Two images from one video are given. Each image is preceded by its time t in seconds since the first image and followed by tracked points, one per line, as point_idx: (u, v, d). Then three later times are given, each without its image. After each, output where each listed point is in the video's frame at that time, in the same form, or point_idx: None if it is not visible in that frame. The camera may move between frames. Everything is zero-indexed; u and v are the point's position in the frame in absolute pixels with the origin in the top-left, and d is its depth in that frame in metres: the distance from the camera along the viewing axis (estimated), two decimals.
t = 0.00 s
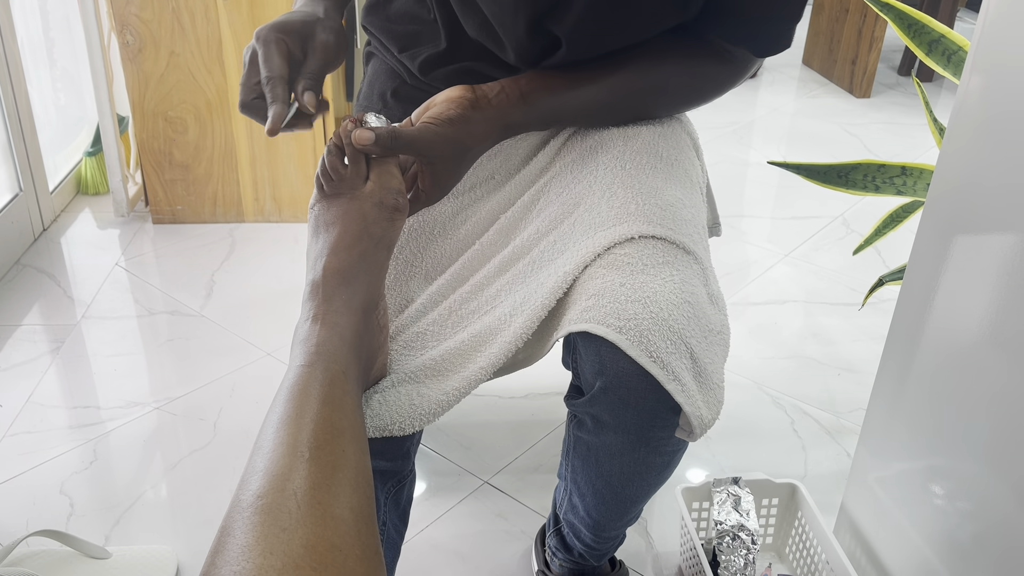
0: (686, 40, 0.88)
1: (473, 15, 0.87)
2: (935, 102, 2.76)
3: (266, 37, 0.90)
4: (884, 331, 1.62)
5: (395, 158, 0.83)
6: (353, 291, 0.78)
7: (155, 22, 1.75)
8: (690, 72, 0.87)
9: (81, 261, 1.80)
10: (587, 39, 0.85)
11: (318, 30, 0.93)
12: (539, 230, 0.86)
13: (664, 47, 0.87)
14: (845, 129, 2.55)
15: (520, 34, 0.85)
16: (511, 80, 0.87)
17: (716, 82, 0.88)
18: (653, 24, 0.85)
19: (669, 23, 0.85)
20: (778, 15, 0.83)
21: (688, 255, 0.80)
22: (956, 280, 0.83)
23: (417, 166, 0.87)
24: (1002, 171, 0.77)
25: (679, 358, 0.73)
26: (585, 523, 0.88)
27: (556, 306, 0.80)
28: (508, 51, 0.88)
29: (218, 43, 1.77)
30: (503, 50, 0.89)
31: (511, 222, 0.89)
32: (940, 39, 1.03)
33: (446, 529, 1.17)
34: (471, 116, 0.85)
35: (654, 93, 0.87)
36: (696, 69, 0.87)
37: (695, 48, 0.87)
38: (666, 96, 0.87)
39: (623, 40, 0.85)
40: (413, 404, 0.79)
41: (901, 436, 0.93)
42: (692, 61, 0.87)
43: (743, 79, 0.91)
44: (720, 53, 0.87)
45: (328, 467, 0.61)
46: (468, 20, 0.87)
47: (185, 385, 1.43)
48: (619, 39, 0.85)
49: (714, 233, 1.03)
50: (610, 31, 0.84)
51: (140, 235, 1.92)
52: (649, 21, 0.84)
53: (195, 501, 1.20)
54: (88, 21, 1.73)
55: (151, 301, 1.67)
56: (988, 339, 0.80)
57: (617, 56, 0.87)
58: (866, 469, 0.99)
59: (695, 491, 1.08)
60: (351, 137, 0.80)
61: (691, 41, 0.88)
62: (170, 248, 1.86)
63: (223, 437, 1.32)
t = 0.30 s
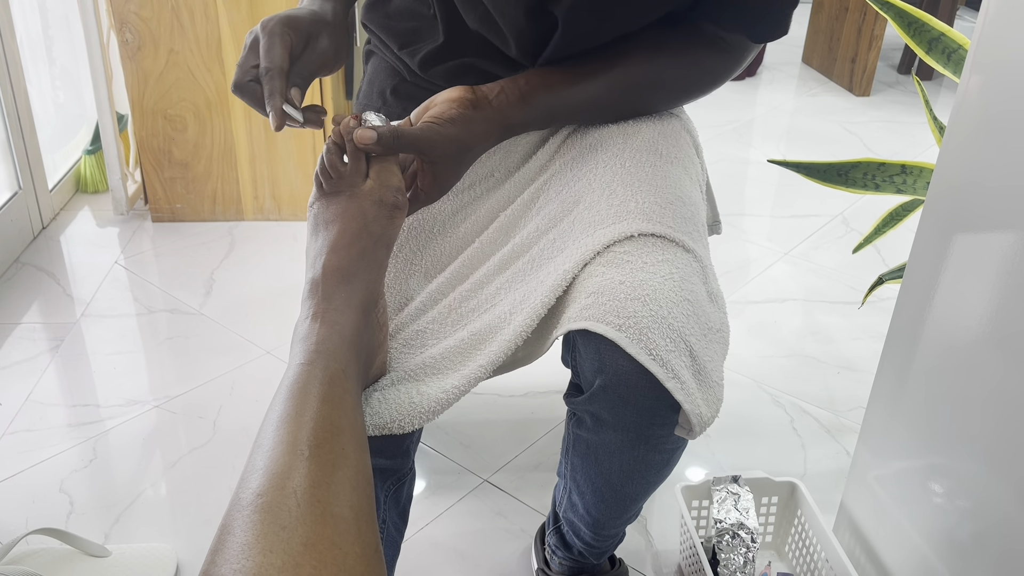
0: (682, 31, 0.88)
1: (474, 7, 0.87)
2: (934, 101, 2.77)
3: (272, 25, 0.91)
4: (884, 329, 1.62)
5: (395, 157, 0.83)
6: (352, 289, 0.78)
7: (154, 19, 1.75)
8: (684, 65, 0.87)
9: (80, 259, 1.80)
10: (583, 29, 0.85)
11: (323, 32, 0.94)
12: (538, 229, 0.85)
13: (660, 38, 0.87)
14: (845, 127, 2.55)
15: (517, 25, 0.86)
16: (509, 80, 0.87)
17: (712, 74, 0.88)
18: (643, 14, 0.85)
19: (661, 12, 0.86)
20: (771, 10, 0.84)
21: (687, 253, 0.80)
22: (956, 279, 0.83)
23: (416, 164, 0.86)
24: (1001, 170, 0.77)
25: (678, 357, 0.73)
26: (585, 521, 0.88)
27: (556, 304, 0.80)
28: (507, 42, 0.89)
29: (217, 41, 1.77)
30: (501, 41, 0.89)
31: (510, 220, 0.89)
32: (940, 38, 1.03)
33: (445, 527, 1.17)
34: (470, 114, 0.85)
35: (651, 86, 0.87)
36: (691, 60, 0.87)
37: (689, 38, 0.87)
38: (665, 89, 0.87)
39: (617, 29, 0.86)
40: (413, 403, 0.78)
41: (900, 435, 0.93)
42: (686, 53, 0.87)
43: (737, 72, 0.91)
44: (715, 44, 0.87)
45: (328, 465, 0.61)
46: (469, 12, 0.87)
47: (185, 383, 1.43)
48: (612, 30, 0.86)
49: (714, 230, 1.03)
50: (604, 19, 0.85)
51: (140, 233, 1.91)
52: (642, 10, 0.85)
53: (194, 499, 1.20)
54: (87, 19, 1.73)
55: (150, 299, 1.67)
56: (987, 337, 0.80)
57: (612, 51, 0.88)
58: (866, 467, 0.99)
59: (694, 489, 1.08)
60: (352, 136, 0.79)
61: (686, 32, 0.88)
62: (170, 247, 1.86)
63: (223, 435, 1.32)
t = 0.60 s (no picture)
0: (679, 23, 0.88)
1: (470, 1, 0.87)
2: (934, 100, 2.77)
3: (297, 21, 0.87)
4: (883, 328, 1.62)
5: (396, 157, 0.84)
6: (353, 286, 0.78)
7: (153, 17, 1.74)
8: (682, 57, 0.87)
9: (80, 258, 1.80)
10: (578, 24, 0.87)
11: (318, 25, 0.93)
12: (538, 227, 0.85)
13: (658, 33, 0.88)
14: (844, 126, 2.55)
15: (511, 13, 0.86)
16: (508, 79, 0.87)
17: (713, 64, 0.88)
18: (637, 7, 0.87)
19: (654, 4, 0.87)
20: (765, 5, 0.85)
21: (688, 250, 0.80)
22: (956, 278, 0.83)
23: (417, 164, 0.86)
24: (999, 170, 0.77)
25: (679, 354, 0.73)
26: (585, 519, 0.89)
27: (556, 302, 0.80)
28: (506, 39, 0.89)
29: (217, 39, 1.77)
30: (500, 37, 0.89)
31: (510, 218, 0.89)
32: (940, 36, 1.03)
33: (445, 526, 1.17)
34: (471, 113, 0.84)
35: (652, 80, 0.87)
36: (689, 50, 0.87)
37: (687, 28, 0.88)
38: (664, 85, 0.87)
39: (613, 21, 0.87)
40: (412, 400, 0.78)
41: (899, 433, 0.93)
42: (684, 43, 0.87)
43: (737, 62, 0.91)
44: (712, 35, 0.88)
45: (328, 464, 0.61)
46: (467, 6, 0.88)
47: (184, 381, 1.43)
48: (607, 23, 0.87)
49: (714, 228, 1.03)
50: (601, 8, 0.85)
51: (139, 232, 1.91)
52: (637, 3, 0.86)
53: (194, 498, 1.20)
54: (86, 18, 1.73)
55: (150, 298, 1.67)
56: (986, 336, 0.80)
57: (610, 48, 0.88)
58: (865, 466, 0.99)
59: (694, 488, 1.08)
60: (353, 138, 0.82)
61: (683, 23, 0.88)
62: (169, 245, 1.86)
63: (223, 433, 1.32)
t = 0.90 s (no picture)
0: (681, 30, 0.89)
1: None
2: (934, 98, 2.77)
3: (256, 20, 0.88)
4: (883, 326, 1.62)
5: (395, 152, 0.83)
6: (354, 283, 0.78)
7: (153, 16, 1.74)
8: (686, 64, 0.88)
9: (80, 256, 1.80)
10: (577, 27, 0.87)
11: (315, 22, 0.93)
12: (541, 224, 0.85)
13: (660, 39, 0.88)
14: (844, 124, 2.55)
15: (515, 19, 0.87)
16: (513, 92, 0.88)
17: (715, 70, 0.89)
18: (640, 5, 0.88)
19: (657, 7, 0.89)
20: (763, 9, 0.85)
21: (691, 249, 0.80)
22: (956, 276, 0.83)
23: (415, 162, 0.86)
24: (999, 169, 0.77)
25: (684, 352, 0.73)
26: (586, 517, 0.89)
27: (560, 301, 0.80)
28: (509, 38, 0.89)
29: (217, 37, 1.77)
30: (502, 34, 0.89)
31: (512, 216, 0.89)
32: (940, 35, 1.03)
33: (445, 525, 1.17)
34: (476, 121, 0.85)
35: (655, 89, 0.87)
36: (692, 56, 0.88)
37: (689, 35, 0.88)
38: (669, 93, 0.88)
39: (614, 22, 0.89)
40: (413, 397, 0.78)
41: (899, 432, 0.93)
42: (688, 50, 0.88)
43: (738, 68, 0.92)
44: (715, 38, 0.89)
45: (330, 462, 0.61)
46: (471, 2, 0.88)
47: (184, 380, 1.43)
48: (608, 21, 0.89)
49: (716, 227, 1.03)
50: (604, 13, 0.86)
51: (139, 230, 1.91)
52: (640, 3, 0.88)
53: (194, 496, 1.20)
54: (86, 16, 1.73)
55: (149, 296, 1.67)
56: (986, 334, 0.80)
57: (613, 56, 0.88)
58: (864, 464, 0.99)
59: (694, 486, 1.08)
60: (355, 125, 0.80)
61: (686, 30, 0.89)
62: (169, 244, 1.86)
63: (222, 432, 1.32)
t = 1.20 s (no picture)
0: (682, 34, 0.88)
1: None
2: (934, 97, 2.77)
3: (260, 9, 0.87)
4: (883, 325, 1.62)
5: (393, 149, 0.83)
6: (353, 281, 0.78)
7: (152, 14, 1.74)
8: (686, 67, 0.87)
9: (80, 255, 1.80)
10: (577, 27, 0.87)
11: (324, 27, 0.92)
12: (540, 224, 0.85)
13: (659, 43, 0.88)
14: (844, 123, 2.55)
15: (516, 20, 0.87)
16: (508, 83, 0.88)
17: (711, 78, 0.88)
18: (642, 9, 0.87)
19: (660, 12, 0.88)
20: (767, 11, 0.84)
21: (691, 248, 0.80)
22: (955, 274, 0.83)
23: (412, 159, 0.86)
24: (999, 169, 0.77)
25: (683, 351, 0.73)
26: (586, 516, 0.89)
27: (559, 300, 0.80)
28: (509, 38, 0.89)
29: (216, 35, 1.77)
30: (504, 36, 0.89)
31: (513, 215, 0.89)
32: (940, 33, 1.03)
33: (445, 523, 1.17)
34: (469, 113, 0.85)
35: (652, 91, 0.87)
36: (692, 60, 0.87)
37: (688, 42, 0.87)
38: (667, 94, 0.87)
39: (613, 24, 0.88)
40: (413, 396, 0.78)
41: (899, 431, 0.93)
42: (687, 53, 0.87)
43: (737, 76, 0.90)
44: (713, 47, 0.87)
45: (330, 460, 0.61)
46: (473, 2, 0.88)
47: (185, 378, 1.43)
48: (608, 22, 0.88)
49: (716, 226, 1.03)
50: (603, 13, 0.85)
51: (139, 229, 1.91)
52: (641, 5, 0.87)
53: (194, 495, 1.20)
54: (86, 15, 1.72)
55: (150, 295, 1.67)
56: (986, 333, 0.80)
57: (612, 55, 0.88)
58: (865, 463, 0.99)
59: (695, 485, 1.08)
60: (349, 126, 0.80)
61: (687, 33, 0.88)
62: (169, 242, 1.86)
63: (222, 431, 1.32)
